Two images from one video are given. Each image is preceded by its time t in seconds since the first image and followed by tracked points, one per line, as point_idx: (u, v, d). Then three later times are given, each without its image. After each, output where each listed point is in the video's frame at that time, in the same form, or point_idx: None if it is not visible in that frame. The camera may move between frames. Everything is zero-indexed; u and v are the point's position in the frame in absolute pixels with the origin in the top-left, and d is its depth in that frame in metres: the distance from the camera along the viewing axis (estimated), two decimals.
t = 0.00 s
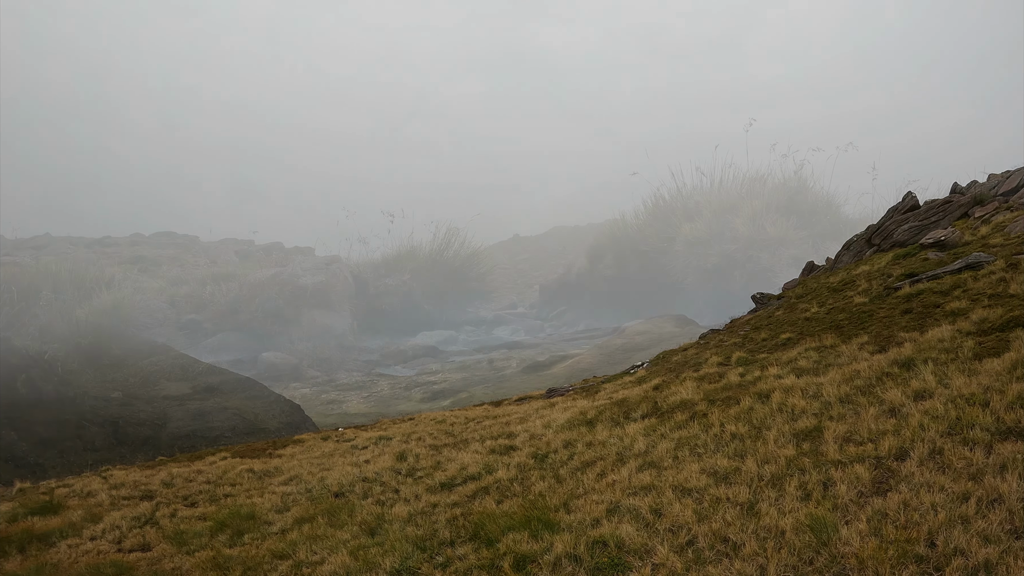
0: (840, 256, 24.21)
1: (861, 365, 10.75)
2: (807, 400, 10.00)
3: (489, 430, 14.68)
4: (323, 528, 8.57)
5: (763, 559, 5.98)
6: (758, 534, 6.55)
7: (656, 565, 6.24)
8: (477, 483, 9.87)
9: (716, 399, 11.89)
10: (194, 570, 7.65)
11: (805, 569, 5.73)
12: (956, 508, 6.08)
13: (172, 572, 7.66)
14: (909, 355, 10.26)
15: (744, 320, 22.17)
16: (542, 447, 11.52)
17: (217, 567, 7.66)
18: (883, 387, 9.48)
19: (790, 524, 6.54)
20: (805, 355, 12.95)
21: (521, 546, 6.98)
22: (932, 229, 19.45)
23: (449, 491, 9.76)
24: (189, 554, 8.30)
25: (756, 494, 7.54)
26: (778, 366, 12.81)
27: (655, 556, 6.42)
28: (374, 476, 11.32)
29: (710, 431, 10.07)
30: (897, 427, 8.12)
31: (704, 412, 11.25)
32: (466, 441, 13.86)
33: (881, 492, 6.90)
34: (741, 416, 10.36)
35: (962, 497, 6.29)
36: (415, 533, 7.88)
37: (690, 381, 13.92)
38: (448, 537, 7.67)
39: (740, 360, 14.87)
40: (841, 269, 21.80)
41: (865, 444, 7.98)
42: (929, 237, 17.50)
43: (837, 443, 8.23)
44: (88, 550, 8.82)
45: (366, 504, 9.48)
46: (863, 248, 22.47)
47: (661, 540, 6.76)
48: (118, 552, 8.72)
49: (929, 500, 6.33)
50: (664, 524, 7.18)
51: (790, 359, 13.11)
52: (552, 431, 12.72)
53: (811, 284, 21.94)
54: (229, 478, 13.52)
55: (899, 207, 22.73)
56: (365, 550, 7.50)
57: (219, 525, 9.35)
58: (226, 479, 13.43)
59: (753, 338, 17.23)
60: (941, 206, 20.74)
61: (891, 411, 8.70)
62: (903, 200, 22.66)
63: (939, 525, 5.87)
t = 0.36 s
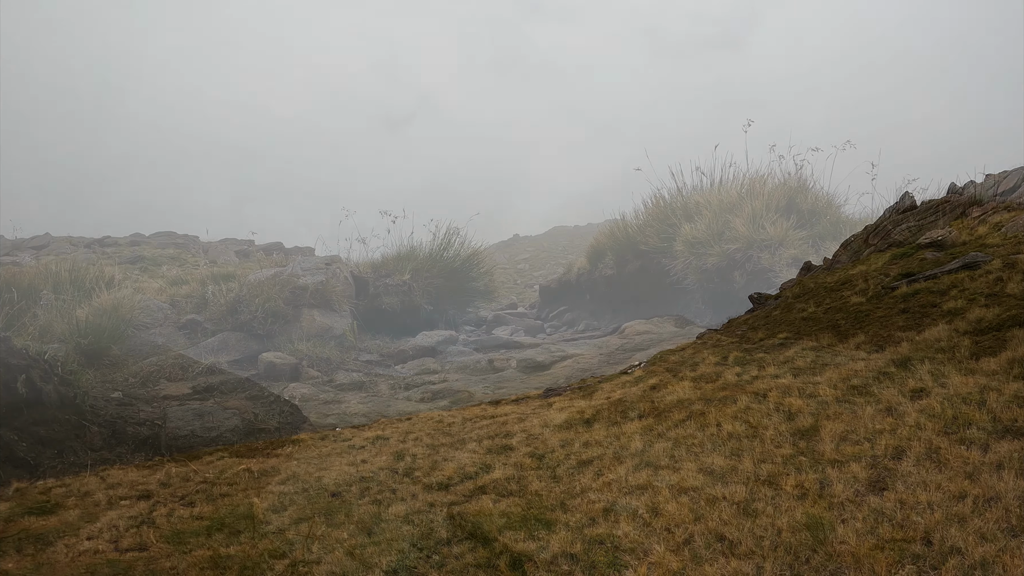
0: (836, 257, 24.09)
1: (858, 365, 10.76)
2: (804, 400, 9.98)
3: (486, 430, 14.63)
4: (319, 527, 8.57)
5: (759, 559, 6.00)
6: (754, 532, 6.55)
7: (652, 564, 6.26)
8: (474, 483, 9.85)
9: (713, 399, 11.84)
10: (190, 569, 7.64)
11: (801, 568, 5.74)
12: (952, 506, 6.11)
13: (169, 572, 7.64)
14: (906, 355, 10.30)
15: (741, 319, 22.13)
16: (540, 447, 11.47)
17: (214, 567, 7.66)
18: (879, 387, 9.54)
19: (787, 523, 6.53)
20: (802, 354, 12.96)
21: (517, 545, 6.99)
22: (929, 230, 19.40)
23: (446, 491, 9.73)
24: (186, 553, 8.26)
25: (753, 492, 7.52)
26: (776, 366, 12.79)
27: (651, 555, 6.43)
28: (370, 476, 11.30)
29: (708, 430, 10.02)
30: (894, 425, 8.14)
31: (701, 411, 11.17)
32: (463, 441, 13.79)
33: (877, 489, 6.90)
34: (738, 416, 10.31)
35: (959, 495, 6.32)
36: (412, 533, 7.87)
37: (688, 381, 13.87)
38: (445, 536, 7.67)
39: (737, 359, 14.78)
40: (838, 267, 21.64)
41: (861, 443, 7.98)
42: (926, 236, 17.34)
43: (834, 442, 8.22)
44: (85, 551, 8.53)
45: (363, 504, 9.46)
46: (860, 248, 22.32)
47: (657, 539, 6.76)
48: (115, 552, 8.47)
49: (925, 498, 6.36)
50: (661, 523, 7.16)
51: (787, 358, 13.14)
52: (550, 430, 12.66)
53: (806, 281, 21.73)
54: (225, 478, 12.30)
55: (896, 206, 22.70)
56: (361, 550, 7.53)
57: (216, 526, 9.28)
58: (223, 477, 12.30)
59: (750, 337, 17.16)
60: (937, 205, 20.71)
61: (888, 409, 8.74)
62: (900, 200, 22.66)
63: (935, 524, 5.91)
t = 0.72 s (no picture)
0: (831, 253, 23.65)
1: (858, 365, 10.93)
2: (805, 400, 9.93)
3: (485, 430, 14.57)
4: (316, 526, 8.56)
5: (761, 560, 6.05)
6: (755, 532, 6.54)
7: (653, 565, 6.32)
8: (474, 483, 9.82)
9: (714, 399, 11.78)
10: (190, 570, 7.63)
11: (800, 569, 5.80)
12: (951, 506, 6.26)
13: (167, 573, 7.59)
14: (907, 354, 10.96)
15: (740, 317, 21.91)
16: (539, 448, 11.39)
17: (215, 567, 7.66)
18: (878, 386, 9.75)
19: (788, 524, 6.51)
20: (802, 354, 13.05)
21: (516, 543, 7.09)
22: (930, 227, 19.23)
23: (446, 491, 9.66)
24: (185, 553, 8.19)
25: (752, 491, 7.44)
26: (776, 366, 12.74)
27: (651, 556, 6.46)
28: (370, 476, 11.26)
29: (709, 429, 9.67)
30: (893, 425, 8.28)
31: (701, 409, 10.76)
32: (462, 441, 13.71)
33: (877, 487, 6.89)
34: (739, 413, 10.07)
35: (958, 495, 6.47)
36: (412, 532, 7.85)
37: (688, 381, 13.73)
38: (444, 536, 7.66)
39: (737, 357, 14.47)
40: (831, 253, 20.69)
41: (861, 443, 8.00)
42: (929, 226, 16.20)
43: (835, 442, 8.21)
44: (86, 550, 8.19)
45: (362, 504, 9.46)
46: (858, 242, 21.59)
47: (657, 539, 6.74)
48: (116, 553, 8.18)
49: (923, 497, 6.50)
50: (661, 522, 7.07)
51: (787, 356, 13.27)
52: (549, 431, 12.58)
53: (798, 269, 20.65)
54: (227, 476, 11.25)
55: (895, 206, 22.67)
56: (361, 550, 7.56)
57: (214, 526, 9.11)
58: (227, 474, 11.27)
59: (745, 334, 16.58)
60: (936, 203, 20.69)
61: (887, 408, 8.85)
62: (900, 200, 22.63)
63: (933, 523, 6.06)
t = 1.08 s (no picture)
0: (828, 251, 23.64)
1: (859, 366, 10.89)
2: (805, 400, 9.93)
3: (485, 430, 14.57)
4: (316, 525, 8.58)
5: (762, 561, 6.07)
6: (755, 531, 6.56)
7: (653, 565, 6.32)
8: (475, 483, 9.81)
9: (714, 399, 11.78)
10: (191, 570, 7.64)
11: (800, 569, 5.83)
12: (950, 506, 6.28)
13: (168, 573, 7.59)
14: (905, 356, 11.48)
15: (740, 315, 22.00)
16: (539, 448, 11.39)
17: (216, 567, 7.68)
18: (878, 387, 9.74)
19: (788, 523, 6.54)
20: (802, 354, 13.08)
21: (515, 543, 7.12)
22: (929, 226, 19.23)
23: (445, 492, 9.64)
24: (186, 553, 8.20)
25: (752, 491, 7.45)
26: (776, 366, 12.74)
27: (652, 555, 6.47)
28: (370, 476, 11.26)
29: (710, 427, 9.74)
30: (893, 426, 8.29)
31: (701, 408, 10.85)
32: (462, 442, 13.68)
33: (876, 486, 6.91)
34: (739, 412, 10.11)
35: (958, 495, 6.49)
36: (412, 532, 7.86)
37: (688, 381, 13.72)
38: (444, 537, 7.67)
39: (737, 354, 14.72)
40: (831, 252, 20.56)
41: (862, 443, 8.01)
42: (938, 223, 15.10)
43: (835, 442, 8.22)
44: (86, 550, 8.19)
45: (361, 505, 9.46)
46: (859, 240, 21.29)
47: (658, 539, 6.74)
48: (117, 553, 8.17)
49: (922, 497, 6.51)
50: (661, 520, 7.08)
51: (788, 356, 13.27)
52: (549, 431, 12.58)
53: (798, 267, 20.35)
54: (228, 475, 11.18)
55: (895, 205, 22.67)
56: (361, 551, 7.56)
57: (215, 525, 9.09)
58: (227, 474, 11.21)
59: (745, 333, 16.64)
60: (936, 203, 20.69)
61: (888, 409, 8.84)
62: (899, 200, 22.63)
63: (932, 523, 6.08)
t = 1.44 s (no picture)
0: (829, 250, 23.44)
1: (859, 367, 10.87)
2: (805, 400, 9.92)
3: (485, 430, 14.57)
4: (316, 526, 8.58)
5: (762, 561, 6.07)
6: (755, 530, 6.58)
7: (653, 565, 6.31)
8: (475, 483, 9.81)
9: (714, 399, 11.78)
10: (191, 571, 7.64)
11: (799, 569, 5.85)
12: (950, 506, 6.29)
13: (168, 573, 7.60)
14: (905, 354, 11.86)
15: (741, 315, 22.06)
16: (539, 448, 11.40)
17: (216, 567, 7.69)
18: (879, 388, 9.72)
19: (789, 522, 6.54)
20: (802, 354, 13.06)
21: (516, 543, 7.11)
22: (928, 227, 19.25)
23: (445, 492, 9.64)
24: (187, 552, 8.20)
25: (753, 490, 7.46)
26: (776, 366, 12.74)
27: (652, 555, 6.48)
28: (370, 476, 11.26)
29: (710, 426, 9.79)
30: (894, 426, 8.29)
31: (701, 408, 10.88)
32: (461, 442, 13.67)
33: (876, 486, 6.92)
34: (738, 412, 10.13)
35: (958, 495, 6.50)
36: (412, 532, 7.86)
37: (688, 381, 13.71)
38: (444, 537, 7.69)
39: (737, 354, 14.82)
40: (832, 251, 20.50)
41: (861, 443, 8.01)
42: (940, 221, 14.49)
43: (835, 442, 8.22)
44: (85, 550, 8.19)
45: (361, 505, 9.46)
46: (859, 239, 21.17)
47: (657, 539, 6.75)
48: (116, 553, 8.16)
49: (923, 497, 6.51)
50: (661, 520, 7.09)
51: (787, 357, 13.25)
52: (549, 430, 12.59)
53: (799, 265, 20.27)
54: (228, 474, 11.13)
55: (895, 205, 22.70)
56: (360, 551, 7.56)
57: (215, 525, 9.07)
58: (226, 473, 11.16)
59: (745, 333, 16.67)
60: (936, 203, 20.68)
61: (888, 409, 8.84)
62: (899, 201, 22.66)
63: (932, 523, 6.08)
